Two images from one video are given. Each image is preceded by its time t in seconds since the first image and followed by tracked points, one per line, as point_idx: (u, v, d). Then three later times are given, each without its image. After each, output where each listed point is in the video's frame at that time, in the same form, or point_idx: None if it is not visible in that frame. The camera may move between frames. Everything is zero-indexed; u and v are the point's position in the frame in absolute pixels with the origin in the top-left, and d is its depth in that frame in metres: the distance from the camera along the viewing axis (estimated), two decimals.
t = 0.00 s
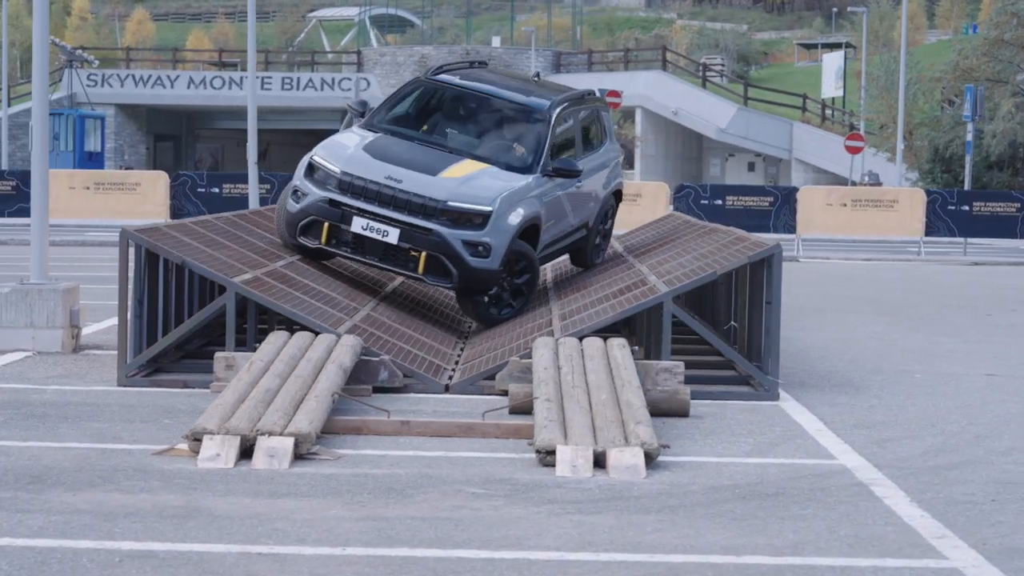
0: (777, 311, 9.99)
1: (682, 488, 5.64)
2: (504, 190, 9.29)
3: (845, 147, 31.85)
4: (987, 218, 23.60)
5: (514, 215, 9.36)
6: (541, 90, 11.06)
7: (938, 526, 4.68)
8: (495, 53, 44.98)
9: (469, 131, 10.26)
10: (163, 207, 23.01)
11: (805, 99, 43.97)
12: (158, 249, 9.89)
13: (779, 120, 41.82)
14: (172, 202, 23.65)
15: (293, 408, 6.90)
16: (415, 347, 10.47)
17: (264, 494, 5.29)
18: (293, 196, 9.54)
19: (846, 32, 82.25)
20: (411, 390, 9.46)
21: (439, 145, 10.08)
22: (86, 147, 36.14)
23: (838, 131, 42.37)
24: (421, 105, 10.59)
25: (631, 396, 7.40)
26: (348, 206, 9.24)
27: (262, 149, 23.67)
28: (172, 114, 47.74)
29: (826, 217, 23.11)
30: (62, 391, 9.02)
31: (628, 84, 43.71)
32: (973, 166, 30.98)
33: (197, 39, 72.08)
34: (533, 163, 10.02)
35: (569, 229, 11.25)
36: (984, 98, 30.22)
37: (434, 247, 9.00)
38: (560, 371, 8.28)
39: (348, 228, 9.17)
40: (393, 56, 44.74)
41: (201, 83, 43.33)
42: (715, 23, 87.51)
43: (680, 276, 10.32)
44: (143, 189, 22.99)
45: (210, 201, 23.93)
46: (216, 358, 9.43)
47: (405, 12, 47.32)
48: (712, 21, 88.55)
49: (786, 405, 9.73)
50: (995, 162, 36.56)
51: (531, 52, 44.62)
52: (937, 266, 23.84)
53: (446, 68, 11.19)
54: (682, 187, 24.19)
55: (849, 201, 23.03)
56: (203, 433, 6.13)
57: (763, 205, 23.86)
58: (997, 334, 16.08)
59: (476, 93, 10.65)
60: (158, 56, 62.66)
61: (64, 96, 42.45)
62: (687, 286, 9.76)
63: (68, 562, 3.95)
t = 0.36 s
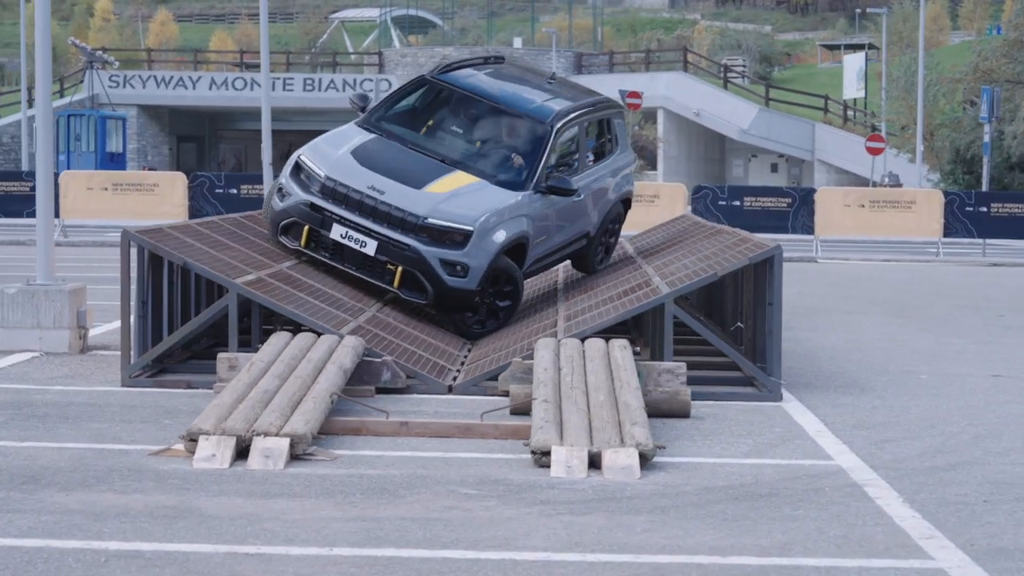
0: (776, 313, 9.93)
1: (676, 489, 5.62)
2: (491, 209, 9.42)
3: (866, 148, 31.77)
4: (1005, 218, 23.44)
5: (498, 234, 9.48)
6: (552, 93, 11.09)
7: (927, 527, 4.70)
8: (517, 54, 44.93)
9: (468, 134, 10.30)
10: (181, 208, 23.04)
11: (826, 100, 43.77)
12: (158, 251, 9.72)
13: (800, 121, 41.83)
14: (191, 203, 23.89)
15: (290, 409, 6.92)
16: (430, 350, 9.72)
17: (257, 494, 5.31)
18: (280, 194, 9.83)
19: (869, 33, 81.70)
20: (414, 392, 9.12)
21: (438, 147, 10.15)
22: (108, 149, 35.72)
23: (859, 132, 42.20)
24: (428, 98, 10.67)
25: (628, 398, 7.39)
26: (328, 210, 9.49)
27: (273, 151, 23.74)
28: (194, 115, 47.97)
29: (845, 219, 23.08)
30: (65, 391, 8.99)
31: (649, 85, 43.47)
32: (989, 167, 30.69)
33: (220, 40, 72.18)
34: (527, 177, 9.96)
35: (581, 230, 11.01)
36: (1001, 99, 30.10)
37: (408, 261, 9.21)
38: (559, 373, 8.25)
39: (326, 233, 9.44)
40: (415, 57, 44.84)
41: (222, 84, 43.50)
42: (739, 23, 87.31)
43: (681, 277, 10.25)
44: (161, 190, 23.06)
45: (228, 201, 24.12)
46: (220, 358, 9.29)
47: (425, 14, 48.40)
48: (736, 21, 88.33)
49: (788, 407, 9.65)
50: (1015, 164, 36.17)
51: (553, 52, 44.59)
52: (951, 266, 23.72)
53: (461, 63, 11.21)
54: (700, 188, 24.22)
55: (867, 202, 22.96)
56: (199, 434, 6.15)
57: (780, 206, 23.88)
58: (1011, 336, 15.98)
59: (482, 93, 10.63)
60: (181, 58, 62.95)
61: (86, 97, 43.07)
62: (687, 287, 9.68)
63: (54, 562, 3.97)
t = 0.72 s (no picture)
0: (783, 312, 9.86)
1: (676, 490, 5.57)
2: (499, 217, 9.38)
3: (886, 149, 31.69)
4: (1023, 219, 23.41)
5: (505, 241, 9.43)
6: (571, 89, 10.95)
7: (925, 527, 4.69)
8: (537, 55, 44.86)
9: (485, 134, 10.25)
10: (199, 208, 23.14)
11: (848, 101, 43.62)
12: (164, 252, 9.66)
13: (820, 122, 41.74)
14: (208, 203, 24.15)
15: (291, 409, 6.92)
16: (434, 350, 9.60)
17: (255, 494, 5.30)
18: (290, 195, 9.81)
19: (892, 33, 81.19)
20: (419, 393, 9.06)
21: (450, 149, 10.09)
22: (129, 150, 35.79)
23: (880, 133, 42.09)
24: (446, 93, 10.61)
25: (631, 398, 7.36)
26: (336, 215, 9.49)
27: (287, 152, 23.73)
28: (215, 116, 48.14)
29: (863, 220, 22.84)
30: (70, 391, 8.98)
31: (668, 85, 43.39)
32: (1007, 168, 30.51)
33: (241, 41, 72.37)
34: (539, 184, 9.89)
35: (598, 229, 10.98)
36: (1020, 99, 29.90)
37: (413, 270, 9.21)
38: (563, 374, 8.21)
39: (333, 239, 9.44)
40: (435, 58, 44.91)
41: (242, 86, 43.71)
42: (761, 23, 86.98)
43: (690, 276, 10.17)
44: (178, 191, 23.11)
45: (246, 201, 24.40)
46: (225, 359, 9.24)
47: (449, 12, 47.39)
48: (758, 22, 88.06)
49: (793, 408, 9.60)
50: None
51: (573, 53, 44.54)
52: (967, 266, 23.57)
53: (479, 58, 11.12)
54: (716, 189, 24.16)
55: (883, 204, 22.72)
56: (198, 434, 6.15)
57: (797, 207, 23.90)
58: None
59: (500, 91, 10.55)
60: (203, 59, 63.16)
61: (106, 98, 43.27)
62: (693, 288, 9.61)
63: (46, 561, 3.98)
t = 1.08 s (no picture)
0: (793, 309, 9.80)
1: (680, 491, 5.55)
2: (509, 210, 9.35)
3: (907, 150, 31.55)
4: None
5: (514, 236, 9.40)
6: (575, 90, 10.96)
7: (930, 529, 4.65)
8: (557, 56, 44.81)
9: (492, 132, 10.24)
10: (217, 208, 23.26)
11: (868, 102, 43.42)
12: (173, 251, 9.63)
13: (840, 122, 41.68)
14: (225, 203, 24.24)
15: (297, 409, 6.91)
16: (441, 350, 9.59)
17: (255, 493, 5.30)
18: (298, 193, 9.79)
19: (914, 34, 80.83)
20: (426, 393, 9.03)
21: (458, 146, 10.08)
22: (148, 151, 35.95)
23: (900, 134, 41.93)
24: (452, 95, 10.63)
25: (637, 399, 7.34)
26: (345, 210, 9.46)
27: (303, 151, 23.79)
28: (234, 116, 48.28)
29: (880, 222, 22.72)
30: (78, 392, 8.97)
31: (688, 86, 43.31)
32: None
33: (262, 41, 72.56)
34: (548, 178, 9.88)
35: (604, 228, 10.96)
36: None
37: (424, 264, 9.17)
38: (569, 374, 8.18)
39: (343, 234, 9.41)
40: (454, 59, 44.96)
41: (263, 86, 43.80)
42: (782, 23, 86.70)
43: (700, 275, 10.13)
44: (195, 191, 23.20)
45: (263, 202, 24.55)
46: (232, 358, 9.22)
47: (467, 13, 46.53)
48: (779, 22, 87.79)
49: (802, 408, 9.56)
50: None
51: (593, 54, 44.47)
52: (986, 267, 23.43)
53: (484, 60, 11.12)
54: (734, 190, 24.09)
55: (900, 204, 22.60)
56: (202, 433, 6.14)
57: (814, 208, 23.90)
58: None
59: (507, 91, 10.57)
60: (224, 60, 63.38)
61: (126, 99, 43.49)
62: (703, 285, 9.57)
63: (44, 560, 3.98)
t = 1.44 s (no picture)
0: (804, 310, 9.74)
1: (685, 492, 5.54)
2: (522, 208, 9.32)
3: (926, 150, 31.44)
4: None
5: (527, 234, 9.37)
6: (587, 95, 10.95)
7: (936, 531, 4.62)
8: (576, 57, 44.97)
9: (505, 132, 10.23)
10: (232, 208, 23.31)
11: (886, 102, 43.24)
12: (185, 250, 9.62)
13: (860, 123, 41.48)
14: (241, 204, 24.31)
15: (304, 409, 6.90)
16: (451, 350, 9.57)
17: (258, 493, 5.30)
18: (311, 192, 9.78)
19: (935, 35, 80.44)
20: (435, 393, 9.01)
21: (472, 147, 10.07)
22: (166, 151, 36.09)
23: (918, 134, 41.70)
24: (464, 98, 10.66)
25: (647, 399, 7.31)
26: (358, 208, 9.45)
27: (319, 152, 23.83)
28: (252, 117, 48.42)
29: (896, 223, 22.57)
30: (89, 391, 8.99)
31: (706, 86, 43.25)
32: None
33: (282, 43, 72.66)
34: (561, 176, 9.85)
35: (616, 230, 10.93)
36: None
37: (437, 262, 9.14)
38: (579, 374, 8.15)
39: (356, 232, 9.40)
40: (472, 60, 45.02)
41: (282, 87, 43.93)
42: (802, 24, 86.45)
43: (711, 275, 10.08)
44: (211, 192, 23.25)
45: (279, 203, 24.62)
46: (242, 358, 9.21)
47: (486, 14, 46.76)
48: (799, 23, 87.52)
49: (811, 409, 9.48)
50: None
51: (612, 55, 44.41)
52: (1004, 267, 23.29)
53: (496, 64, 11.13)
54: (751, 190, 24.02)
55: (918, 204, 22.42)
56: (209, 433, 6.16)
57: (831, 208, 23.78)
58: None
59: (519, 94, 10.59)
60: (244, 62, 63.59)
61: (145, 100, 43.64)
62: (715, 285, 9.52)
63: (45, 560, 3.99)
